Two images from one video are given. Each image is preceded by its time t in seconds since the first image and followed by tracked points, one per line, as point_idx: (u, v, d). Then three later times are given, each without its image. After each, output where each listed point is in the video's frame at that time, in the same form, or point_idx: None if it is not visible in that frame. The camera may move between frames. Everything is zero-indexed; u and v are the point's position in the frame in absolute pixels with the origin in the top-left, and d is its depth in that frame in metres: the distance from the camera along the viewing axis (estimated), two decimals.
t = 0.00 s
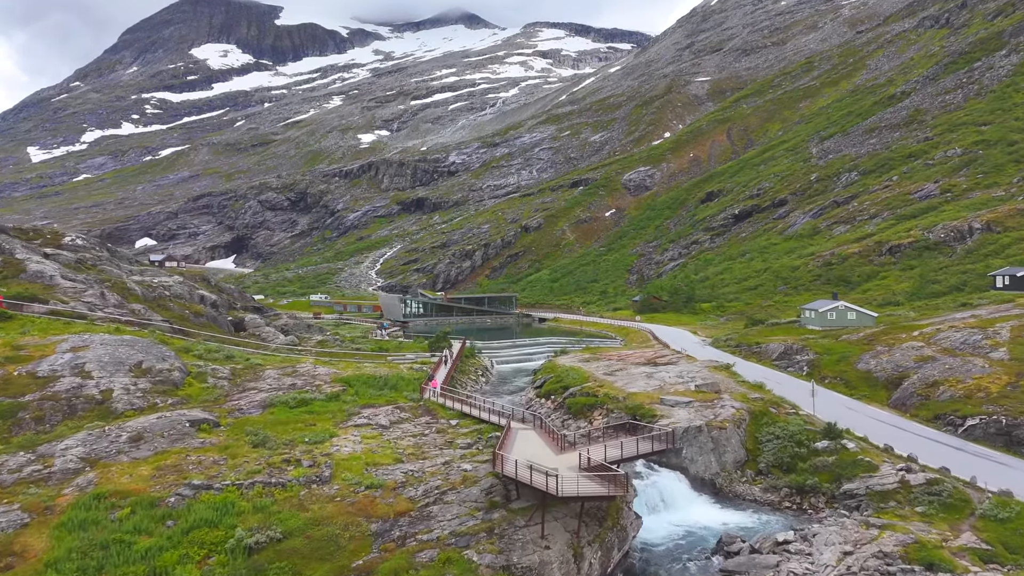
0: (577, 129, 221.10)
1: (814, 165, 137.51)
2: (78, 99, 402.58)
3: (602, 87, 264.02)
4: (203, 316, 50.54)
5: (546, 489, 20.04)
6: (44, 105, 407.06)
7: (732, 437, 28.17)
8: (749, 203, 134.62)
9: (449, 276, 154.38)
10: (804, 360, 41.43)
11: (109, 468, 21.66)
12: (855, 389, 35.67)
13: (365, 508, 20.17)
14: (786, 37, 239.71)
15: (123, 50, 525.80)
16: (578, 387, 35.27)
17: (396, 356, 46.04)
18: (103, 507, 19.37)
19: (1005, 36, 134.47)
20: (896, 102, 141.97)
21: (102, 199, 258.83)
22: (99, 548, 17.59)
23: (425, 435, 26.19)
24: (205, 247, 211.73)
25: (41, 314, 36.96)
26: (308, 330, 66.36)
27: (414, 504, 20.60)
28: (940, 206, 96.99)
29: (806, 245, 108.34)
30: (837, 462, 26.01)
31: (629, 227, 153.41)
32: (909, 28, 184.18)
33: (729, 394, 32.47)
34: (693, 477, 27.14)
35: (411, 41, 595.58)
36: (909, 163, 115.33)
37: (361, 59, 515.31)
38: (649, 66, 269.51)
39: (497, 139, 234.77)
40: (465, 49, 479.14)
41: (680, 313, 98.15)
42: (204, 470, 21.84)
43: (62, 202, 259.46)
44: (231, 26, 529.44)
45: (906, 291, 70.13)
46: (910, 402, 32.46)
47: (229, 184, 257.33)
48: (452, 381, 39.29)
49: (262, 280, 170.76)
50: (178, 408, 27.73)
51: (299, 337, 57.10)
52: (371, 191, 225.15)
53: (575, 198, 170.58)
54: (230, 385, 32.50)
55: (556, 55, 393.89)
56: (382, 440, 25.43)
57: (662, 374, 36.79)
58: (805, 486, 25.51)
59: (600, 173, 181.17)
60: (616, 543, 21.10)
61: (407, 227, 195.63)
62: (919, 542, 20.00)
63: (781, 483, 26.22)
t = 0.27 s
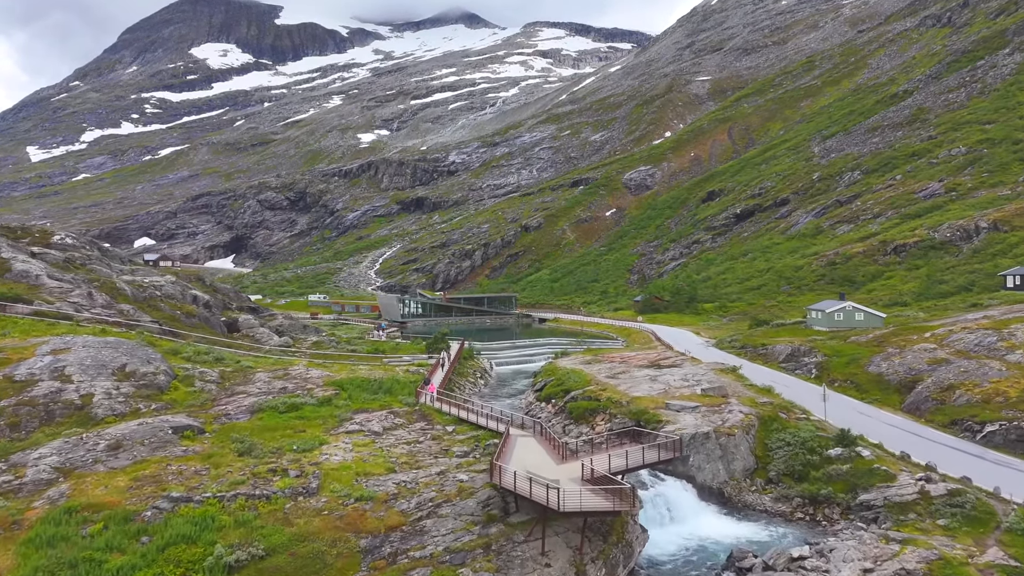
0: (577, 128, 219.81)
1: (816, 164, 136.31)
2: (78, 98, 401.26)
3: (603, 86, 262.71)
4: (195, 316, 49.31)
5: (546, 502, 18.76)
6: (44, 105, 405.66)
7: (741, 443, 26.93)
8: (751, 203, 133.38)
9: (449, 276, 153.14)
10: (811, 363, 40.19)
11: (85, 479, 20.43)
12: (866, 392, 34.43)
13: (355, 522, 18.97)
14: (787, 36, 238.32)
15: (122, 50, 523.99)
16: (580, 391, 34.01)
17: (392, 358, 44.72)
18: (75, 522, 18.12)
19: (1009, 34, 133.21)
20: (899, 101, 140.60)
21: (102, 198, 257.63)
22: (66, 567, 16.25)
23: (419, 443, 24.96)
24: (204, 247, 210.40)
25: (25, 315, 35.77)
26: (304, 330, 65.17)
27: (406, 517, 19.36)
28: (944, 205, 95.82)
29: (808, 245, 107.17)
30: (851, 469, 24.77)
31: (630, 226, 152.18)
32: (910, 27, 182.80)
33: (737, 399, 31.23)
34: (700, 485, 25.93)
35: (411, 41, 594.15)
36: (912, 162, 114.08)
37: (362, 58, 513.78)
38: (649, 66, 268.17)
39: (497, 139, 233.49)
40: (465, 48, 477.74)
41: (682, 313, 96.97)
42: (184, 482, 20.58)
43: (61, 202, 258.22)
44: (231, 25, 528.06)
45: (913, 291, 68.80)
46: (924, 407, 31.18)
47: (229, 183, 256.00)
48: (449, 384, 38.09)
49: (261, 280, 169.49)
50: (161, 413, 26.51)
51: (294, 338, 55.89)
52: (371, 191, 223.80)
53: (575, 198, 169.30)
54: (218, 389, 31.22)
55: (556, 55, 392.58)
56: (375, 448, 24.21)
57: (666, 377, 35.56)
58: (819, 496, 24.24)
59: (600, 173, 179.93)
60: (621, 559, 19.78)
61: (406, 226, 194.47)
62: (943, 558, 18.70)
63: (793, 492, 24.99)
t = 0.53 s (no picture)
0: (578, 128, 218.51)
1: (818, 163, 135.11)
2: (77, 97, 399.92)
3: (603, 86, 261.47)
4: (187, 317, 48.07)
5: (547, 517, 17.53)
6: (43, 104, 404.26)
7: (750, 450, 25.74)
8: (753, 202, 132.14)
9: (449, 275, 151.91)
10: (820, 365, 38.94)
11: (56, 490, 19.15)
12: (879, 396, 33.19)
13: (343, 537, 17.69)
14: (787, 35, 237.07)
15: (122, 49, 522.43)
16: (582, 394, 32.82)
17: (388, 359, 43.51)
18: (41, 538, 16.81)
19: (1012, 32, 132.00)
20: (901, 99, 139.42)
21: (101, 198, 256.41)
22: None
23: (414, 451, 23.73)
24: (203, 246, 209.14)
25: (7, 315, 34.49)
26: (300, 331, 63.95)
27: (398, 532, 18.13)
28: (949, 204, 94.58)
29: (812, 244, 105.98)
30: (868, 478, 23.52)
31: (631, 226, 151.04)
32: (912, 26, 181.54)
33: (745, 403, 30.04)
34: (708, 495, 24.70)
35: (411, 41, 592.82)
36: (916, 160, 112.85)
37: (361, 58, 512.51)
38: (650, 65, 266.92)
39: (497, 138, 232.23)
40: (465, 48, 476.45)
41: (684, 313, 95.77)
42: (162, 493, 19.32)
43: (60, 202, 256.93)
44: (231, 25, 526.65)
45: (919, 292, 67.58)
46: (940, 411, 29.96)
47: (228, 183, 254.83)
48: (447, 387, 36.97)
49: (259, 280, 168.26)
50: (144, 419, 25.24)
51: (289, 340, 54.61)
52: (371, 190, 222.59)
53: (575, 197, 168.20)
54: (206, 392, 29.96)
55: (556, 55, 391.32)
56: (367, 456, 22.99)
57: (670, 380, 34.32)
58: (833, 507, 23.04)
59: (601, 172, 178.73)
60: None
61: (405, 226, 193.26)
62: None
63: (806, 502, 23.78)
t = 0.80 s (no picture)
0: (578, 127, 217.22)
1: (820, 161, 133.86)
2: (77, 97, 398.58)
3: (603, 85, 260.07)
4: (178, 318, 46.86)
5: (548, 535, 16.37)
6: (42, 103, 402.71)
7: (761, 458, 24.57)
8: (754, 201, 130.85)
9: (448, 275, 150.66)
10: (829, 367, 37.72)
11: (24, 504, 17.90)
12: (891, 400, 31.96)
13: (331, 555, 16.46)
14: (788, 34, 235.70)
15: (122, 49, 520.99)
16: (584, 398, 31.67)
17: (384, 362, 42.21)
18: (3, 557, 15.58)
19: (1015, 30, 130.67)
20: (904, 97, 138.15)
21: (100, 198, 255.16)
22: None
23: (408, 460, 22.53)
24: (202, 246, 207.91)
25: None
26: (296, 332, 62.75)
27: (390, 549, 16.90)
28: (954, 203, 93.40)
29: (815, 243, 104.76)
30: (886, 488, 22.33)
31: (631, 225, 149.85)
32: (914, 24, 180.19)
33: (753, 408, 28.93)
34: (718, 505, 23.49)
35: (411, 40, 591.39)
36: (919, 159, 111.60)
37: (361, 57, 511.16)
38: (650, 64, 265.50)
39: (497, 138, 230.92)
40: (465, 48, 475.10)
41: (687, 313, 94.59)
42: (139, 507, 18.07)
43: (59, 201, 255.69)
44: (230, 24, 525.19)
45: (926, 292, 66.30)
46: (957, 416, 28.70)
47: (227, 182, 253.60)
48: (445, 391, 35.77)
49: (258, 280, 167.00)
50: (126, 425, 24.02)
51: (283, 341, 53.34)
52: (370, 189, 221.36)
53: (576, 197, 167.05)
54: (193, 397, 28.79)
55: (556, 54, 389.96)
56: (358, 465, 21.81)
57: (675, 383, 33.15)
58: (850, 518, 21.84)
59: (601, 172, 177.51)
60: None
61: (405, 225, 192.07)
62: None
63: (821, 513, 22.53)
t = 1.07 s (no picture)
0: (578, 126, 216.06)
1: (822, 160, 132.66)
2: (76, 96, 397.29)
3: (603, 84, 258.77)
4: (170, 318, 45.65)
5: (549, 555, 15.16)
6: (42, 103, 401.28)
7: (773, 467, 23.34)
8: (757, 200, 129.58)
9: (448, 275, 149.42)
10: (840, 370, 36.48)
11: None
12: (906, 405, 30.67)
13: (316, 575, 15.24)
14: (789, 34, 234.42)
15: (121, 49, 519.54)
16: (586, 403, 30.46)
17: (380, 364, 40.95)
18: None
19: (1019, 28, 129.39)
20: (906, 96, 136.84)
21: (99, 198, 253.88)
22: None
23: (401, 470, 21.29)
24: (201, 246, 206.69)
25: None
26: (292, 333, 61.62)
27: (380, 567, 15.69)
28: (959, 201, 92.23)
29: (818, 243, 103.53)
30: (907, 499, 21.06)
31: (632, 225, 148.69)
32: (915, 23, 178.81)
33: (763, 413, 27.76)
34: (728, 516, 22.24)
35: (411, 40, 590.01)
36: (923, 158, 110.34)
37: (361, 57, 510.03)
38: (650, 64, 264.15)
39: (497, 137, 229.67)
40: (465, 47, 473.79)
41: (689, 314, 93.39)
42: (112, 523, 16.83)
43: (58, 201, 254.45)
44: (230, 24, 523.79)
45: (933, 292, 65.05)
46: (975, 421, 27.42)
47: (226, 182, 252.37)
48: (442, 395, 34.62)
49: (257, 280, 165.73)
50: (106, 432, 22.80)
51: (278, 342, 52.18)
52: (370, 189, 220.15)
53: (576, 196, 165.88)
54: (179, 402, 27.54)
55: (556, 54, 388.75)
56: (349, 476, 20.59)
57: (681, 386, 31.95)
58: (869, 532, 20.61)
59: (602, 171, 176.33)
60: None
61: (405, 225, 190.87)
62: None
63: (837, 525, 21.29)
